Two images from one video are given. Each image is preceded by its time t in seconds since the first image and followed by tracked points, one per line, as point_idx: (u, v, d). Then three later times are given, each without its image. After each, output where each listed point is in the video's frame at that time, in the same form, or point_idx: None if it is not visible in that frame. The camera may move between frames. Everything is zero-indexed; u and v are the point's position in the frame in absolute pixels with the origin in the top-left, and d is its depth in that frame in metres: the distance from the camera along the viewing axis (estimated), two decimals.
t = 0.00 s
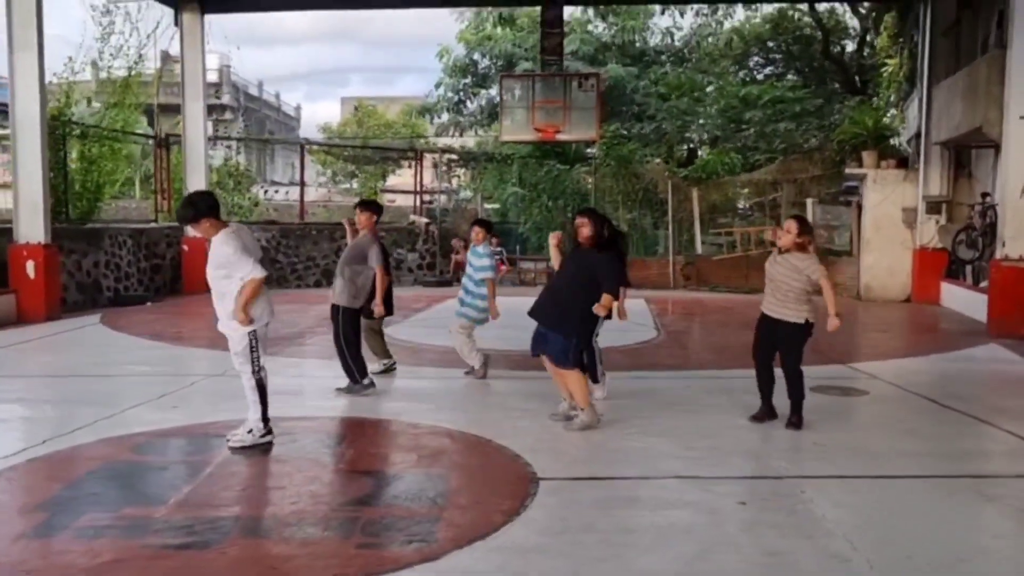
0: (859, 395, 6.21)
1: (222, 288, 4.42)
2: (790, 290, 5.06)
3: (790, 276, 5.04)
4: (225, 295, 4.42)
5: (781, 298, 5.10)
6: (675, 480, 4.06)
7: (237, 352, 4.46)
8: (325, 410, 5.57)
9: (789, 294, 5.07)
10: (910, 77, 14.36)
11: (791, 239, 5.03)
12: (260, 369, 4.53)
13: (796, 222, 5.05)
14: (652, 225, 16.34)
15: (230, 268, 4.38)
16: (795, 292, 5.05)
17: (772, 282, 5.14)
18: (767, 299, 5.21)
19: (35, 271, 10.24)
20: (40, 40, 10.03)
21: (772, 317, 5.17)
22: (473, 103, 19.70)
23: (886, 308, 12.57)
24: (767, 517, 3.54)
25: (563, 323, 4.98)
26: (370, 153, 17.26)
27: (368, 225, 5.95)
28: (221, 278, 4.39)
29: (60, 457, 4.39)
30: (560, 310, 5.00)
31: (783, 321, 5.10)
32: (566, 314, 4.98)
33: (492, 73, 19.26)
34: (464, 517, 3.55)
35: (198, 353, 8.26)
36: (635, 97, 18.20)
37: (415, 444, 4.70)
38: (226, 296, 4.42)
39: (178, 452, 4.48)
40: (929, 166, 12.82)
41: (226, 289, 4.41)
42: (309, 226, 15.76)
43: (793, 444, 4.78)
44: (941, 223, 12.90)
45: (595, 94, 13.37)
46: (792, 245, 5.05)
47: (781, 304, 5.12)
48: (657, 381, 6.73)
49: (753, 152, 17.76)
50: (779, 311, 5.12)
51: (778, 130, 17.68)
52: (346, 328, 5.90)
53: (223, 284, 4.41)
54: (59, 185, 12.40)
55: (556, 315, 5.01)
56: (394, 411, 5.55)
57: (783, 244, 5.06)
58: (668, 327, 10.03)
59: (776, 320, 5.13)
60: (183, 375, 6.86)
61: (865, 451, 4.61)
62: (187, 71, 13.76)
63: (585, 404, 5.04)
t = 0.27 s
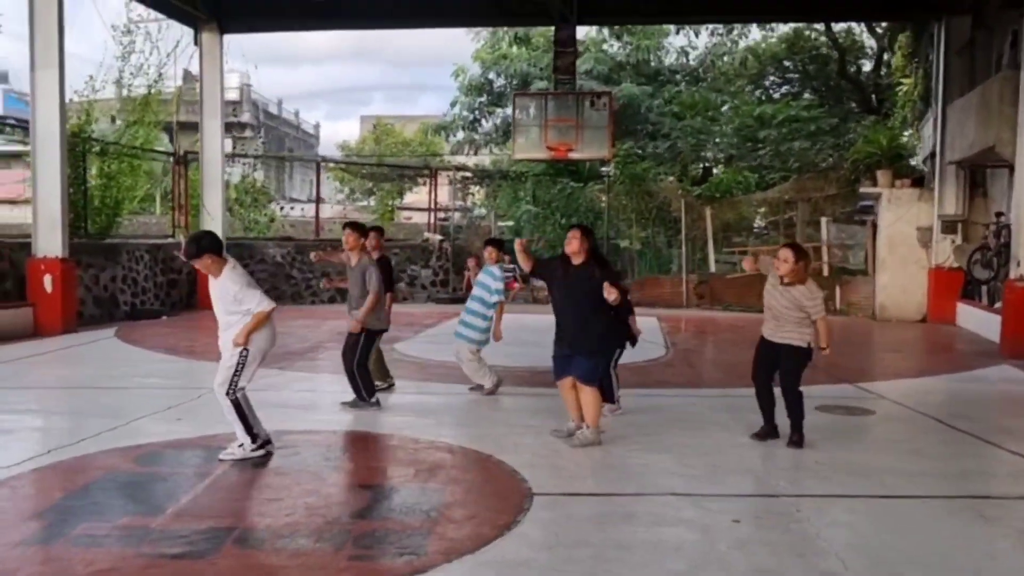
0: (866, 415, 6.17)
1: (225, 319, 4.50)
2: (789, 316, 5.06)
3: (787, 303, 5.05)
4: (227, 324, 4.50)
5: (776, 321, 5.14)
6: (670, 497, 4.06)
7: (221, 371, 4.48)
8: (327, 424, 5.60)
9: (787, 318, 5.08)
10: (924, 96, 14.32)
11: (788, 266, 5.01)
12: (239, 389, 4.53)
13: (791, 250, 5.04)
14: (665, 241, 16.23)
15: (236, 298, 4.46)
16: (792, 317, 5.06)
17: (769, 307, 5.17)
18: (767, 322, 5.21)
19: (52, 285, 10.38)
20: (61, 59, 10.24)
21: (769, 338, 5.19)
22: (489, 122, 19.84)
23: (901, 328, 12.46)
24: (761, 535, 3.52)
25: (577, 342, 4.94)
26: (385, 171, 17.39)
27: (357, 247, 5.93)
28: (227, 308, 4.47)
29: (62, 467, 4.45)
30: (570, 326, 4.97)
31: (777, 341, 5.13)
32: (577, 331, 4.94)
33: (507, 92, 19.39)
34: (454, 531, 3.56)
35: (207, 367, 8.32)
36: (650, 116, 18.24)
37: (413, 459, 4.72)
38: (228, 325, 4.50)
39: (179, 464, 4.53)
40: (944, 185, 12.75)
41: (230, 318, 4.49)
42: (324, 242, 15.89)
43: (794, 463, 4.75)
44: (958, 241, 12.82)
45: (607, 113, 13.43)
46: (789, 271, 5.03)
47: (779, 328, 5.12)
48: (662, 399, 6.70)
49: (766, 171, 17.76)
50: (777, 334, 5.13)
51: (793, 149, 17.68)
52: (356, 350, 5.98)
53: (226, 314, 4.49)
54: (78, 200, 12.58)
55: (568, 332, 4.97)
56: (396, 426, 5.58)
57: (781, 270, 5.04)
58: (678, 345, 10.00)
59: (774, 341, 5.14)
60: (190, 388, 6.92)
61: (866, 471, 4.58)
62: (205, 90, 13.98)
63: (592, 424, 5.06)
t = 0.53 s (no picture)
0: (907, 419, 6.05)
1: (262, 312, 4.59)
2: (828, 313, 4.99)
3: (828, 298, 4.99)
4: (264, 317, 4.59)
5: (810, 322, 5.05)
6: (700, 499, 4.03)
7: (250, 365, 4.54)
8: (363, 423, 5.67)
9: (826, 314, 4.99)
10: (975, 94, 13.97)
11: (831, 262, 5.00)
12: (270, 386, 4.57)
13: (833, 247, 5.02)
14: (708, 243, 16.10)
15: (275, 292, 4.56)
16: (831, 314, 4.99)
17: (804, 305, 5.09)
18: (801, 319, 5.11)
19: (102, 285, 10.67)
20: (111, 65, 10.51)
21: (801, 337, 5.11)
22: (530, 124, 19.87)
23: (950, 332, 12.17)
24: (792, 539, 3.48)
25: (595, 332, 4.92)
26: (427, 173, 17.51)
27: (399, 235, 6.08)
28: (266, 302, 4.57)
29: (105, 461, 4.58)
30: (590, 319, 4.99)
31: (809, 342, 5.04)
32: (595, 323, 4.94)
33: (548, 94, 19.40)
34: (481, 529, 3.58)
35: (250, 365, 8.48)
36: (692, 117, 18.10)
37: (444, 457, 4.76)
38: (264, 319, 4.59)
39: (216, 459, 4.63)
40: (995, 186, 12.42)
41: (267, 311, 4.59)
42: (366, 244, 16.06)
43: (829, 467, 4.68)
44: (1009, 243, 12.46)
45: (648, 114, 13.35)
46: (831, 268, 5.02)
47: (816, 324, 5.03)
48: (698, 401, 6.66)
49: (810, 171, 17.50)
50: (813, 331, 5.03)
51: (838, 149, 17.39)
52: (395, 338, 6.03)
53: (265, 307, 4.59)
54: (128, 202, 12.91)
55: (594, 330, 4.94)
56: (429, 424, 5.63)
57: (823, 265, 5.02)
58: (717, 347, 9.91)
59: (808, 339, 5.05)
60: (232, 386, 7.07)
61: (904, 476, 4.49)
62: (251, 94, 14.22)
63: (620, 424, 5.04)
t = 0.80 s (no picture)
0: (921, 421, 6.00)
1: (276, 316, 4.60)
2: (846, 313, 4.97)
3: (845, 298, 4.95)
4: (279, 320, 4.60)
5: (828, 324, 5.03)
6: (709, 500, 4.01)
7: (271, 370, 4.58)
8: (373, 423, 5.68)
9: (845, 315, 4.97)
10: (991, 93, 13.85)
11: (844, 259, 4.95)
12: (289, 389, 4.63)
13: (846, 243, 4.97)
14: (722, 244, 15.98)
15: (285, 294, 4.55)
16: (850, 314, 4.96)
17: (820, 305, 5.05)
18: (818, 321, 5.07)
19: (117, 286, 10.74)
20: (126, 68, 10.59)
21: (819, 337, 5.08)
22: (543, 125, 19.88)
23: (967, 333, 12.07)
24: (801, 541, 3.46)
25: (607, 340, 4.91)
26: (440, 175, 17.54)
27: (407, 240, 6.06)
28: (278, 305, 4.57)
29: (118, 461, 4.61)
30: (598, 327, 4.99)
31: (833, 345, 5.02)
32: (603, 329, 4.93)
33: (561, 95, 19.39)
34: (489, 530, 3.57)
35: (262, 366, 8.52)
36: (706, 117, 18.04)
37: (454, 458, 4.76)
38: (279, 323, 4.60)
39: (227, 459, 4.65)
40: (1012, 185, 12.35)
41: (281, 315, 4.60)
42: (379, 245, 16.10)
43: (842, 469, 4.65)
44: None
45: (660, 114, 13.31)
46: (842, 265, 4.98)
47: (836, 326, 5.00)
48: (710, 402, 6.63)
49: (825, 172, 17.41)
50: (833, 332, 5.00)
51: (853, 149, 17.30)
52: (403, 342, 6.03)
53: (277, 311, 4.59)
54: (143, 204, 13.00)
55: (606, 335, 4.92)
56: (439, 425, 5.63)
57: (836, 263, 4.97)
58: (730, 348, 9.87)
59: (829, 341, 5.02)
60: (245, 387, 7.10)
61: (917, 478, 4.45)
62: (264, 97, 14.28)
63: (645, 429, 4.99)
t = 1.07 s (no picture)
0: (926, 423, 5.97)
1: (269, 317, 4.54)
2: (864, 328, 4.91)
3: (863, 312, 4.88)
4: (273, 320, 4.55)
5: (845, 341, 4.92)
6: (715, 503, 3.99)
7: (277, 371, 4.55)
8: (376, 426, 5.66)
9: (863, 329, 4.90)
10: (994, 95, 13.83)
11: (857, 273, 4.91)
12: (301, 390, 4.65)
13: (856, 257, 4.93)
14: (724, 246, 16.03)
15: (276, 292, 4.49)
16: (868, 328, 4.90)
17: (835, 323, 4.94)
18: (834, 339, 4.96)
19: (119, 290, 10.74)
20: (128, 70, 10.58)
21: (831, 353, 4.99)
22: (545, 128, 19.87)
23: (971, 335, 12.03)
24: (808, 544, 3.44)
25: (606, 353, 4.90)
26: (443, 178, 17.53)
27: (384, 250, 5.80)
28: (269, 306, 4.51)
29: (121, 464, 4.60)
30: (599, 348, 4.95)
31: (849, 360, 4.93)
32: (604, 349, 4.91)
33: (563, 98, 19.39)
34: (493, 533, 3.56)
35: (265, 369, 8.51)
36: (709, 120, 18.02)
37: (456, 461, 4.74)
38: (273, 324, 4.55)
39: (230, 463, 4.64)
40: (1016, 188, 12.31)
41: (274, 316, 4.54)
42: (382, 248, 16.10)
43: (847, 471, 4.63)
44: None
45: (663, 117, 13.29)
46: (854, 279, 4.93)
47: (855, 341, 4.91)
48: (714, 405, 6.60)
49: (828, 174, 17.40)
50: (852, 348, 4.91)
51: (856, 151, 17.29)
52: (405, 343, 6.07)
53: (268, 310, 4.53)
54: (145, 207, 13.00)
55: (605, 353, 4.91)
56: (442, 428, 5.62)
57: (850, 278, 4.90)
58: (734, 351, 9.86)
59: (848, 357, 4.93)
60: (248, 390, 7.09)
61: (923, 481, 4.43)
62: (267, 100, 14.27)
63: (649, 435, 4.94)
